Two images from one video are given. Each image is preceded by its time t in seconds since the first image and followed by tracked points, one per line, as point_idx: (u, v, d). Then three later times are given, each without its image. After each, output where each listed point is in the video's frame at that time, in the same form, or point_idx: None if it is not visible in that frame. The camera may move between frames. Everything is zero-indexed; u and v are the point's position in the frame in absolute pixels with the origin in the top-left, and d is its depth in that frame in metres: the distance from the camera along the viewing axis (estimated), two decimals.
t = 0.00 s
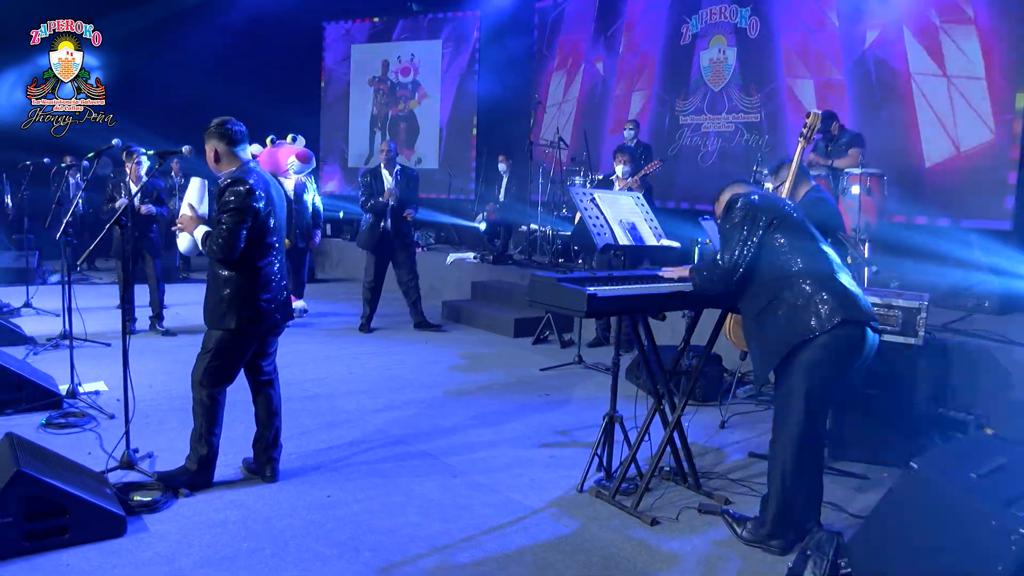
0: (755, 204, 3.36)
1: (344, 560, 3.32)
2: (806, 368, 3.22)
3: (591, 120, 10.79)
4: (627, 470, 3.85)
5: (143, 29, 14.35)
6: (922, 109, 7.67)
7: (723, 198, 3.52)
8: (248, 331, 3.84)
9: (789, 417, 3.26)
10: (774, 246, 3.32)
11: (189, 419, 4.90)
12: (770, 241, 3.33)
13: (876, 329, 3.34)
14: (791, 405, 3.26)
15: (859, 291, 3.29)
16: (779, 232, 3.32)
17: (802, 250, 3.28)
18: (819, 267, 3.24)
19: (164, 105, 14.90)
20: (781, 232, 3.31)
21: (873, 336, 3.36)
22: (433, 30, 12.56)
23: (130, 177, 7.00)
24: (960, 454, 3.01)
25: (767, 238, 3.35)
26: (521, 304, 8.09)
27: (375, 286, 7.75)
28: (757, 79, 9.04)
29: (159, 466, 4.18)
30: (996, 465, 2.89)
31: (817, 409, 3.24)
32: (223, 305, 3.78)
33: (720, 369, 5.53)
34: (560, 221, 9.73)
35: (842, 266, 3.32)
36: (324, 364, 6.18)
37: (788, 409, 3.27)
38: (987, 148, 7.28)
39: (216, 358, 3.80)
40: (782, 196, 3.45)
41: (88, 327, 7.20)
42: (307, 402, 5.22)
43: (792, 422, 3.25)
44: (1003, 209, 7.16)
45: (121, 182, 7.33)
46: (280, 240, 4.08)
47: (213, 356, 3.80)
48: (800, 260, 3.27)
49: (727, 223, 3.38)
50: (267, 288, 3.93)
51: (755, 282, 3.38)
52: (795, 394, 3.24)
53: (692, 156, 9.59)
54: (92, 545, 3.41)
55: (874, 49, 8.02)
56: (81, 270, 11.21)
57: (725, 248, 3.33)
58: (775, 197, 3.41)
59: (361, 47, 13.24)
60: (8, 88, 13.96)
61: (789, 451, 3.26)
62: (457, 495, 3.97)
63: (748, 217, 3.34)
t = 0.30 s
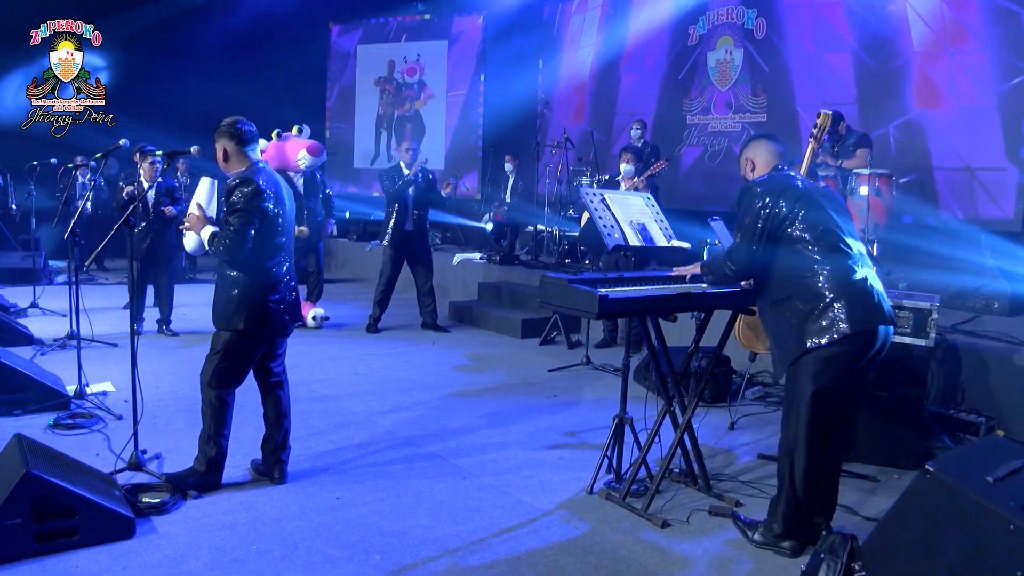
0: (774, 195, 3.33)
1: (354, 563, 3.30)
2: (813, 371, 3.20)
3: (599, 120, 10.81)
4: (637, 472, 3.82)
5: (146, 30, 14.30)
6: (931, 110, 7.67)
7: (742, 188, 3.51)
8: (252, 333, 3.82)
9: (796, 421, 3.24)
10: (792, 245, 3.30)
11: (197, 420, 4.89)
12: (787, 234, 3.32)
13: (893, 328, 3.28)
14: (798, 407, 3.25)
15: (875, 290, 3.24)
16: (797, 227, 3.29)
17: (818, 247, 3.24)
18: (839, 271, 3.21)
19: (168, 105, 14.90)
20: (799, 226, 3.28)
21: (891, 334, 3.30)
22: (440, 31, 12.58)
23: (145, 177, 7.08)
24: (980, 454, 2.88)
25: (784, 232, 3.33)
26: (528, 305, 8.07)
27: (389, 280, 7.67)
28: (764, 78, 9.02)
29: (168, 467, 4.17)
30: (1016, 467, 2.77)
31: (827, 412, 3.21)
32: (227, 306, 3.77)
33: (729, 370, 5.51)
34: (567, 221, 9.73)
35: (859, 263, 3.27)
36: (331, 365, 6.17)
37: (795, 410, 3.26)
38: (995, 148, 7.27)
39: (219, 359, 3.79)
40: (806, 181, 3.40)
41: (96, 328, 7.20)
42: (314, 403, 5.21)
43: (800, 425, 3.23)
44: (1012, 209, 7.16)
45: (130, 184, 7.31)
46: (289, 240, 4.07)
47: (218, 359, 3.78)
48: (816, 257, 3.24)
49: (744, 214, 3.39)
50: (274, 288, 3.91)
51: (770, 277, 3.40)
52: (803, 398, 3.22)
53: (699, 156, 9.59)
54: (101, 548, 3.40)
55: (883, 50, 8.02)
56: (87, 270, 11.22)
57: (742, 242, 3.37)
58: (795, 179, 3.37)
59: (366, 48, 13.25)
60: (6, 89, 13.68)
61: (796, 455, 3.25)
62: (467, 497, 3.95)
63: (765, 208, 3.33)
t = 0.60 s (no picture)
0: (793, 199, 3.33)
1: (364, 564, 3.27)
2: (841, 372, 3.20)
3: (604, 118, 10.80)
4: (648, 472, 3.80)
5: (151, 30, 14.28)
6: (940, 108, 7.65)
7: (756, 191, 3.49)
8: (265, 332, 3.81)
9: (823, 422, 3.22)
10: (814, 248, 3.29)
11: (205, 420, 4.87)
12: (807, 238, 3.31)
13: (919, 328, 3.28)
14: (825, 408, 3.24)
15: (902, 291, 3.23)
16: (817, 230, 3.29)
17: (841, 250, 3.24)
18: (861, 272, 3.20)
19: (173, 105, 14.90)
20: (819, 229, 3.28)
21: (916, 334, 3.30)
22: (446, 31, 12.59)
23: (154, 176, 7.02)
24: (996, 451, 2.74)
25: (804, 236, 3.32)
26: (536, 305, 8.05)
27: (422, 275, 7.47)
28: (772, 77, 9.04)
29: (176, 467, 4.15)
30: None
31: (853, 414, 3.20)
32: (240, 305, 3.75)
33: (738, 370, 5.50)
34: (574, 220, 9.72)
35: (883, 264, 3.27)
36: (338, 365, 6.16)
37: (821, 413, 3.24)
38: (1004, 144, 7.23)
39: (232, 358, 3.77)
40: (823, 184, 3.40)
41: (102, 327, 7.19)
42: (322, 403, 5.19)
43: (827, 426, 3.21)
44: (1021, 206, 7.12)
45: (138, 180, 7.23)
46: (298, 240, 4.05)
47: (229, 357, 3.77)
48: (840, 260, 3.24)
49: (762, 219, 3.38)
50: (284, 287, 3.90)
51: (789, 280, 3.38)
52: (831, 398, 3.21)
53: (706, 155, 9.59)
54: (110, 548, 3.38)
55: (892, 47, 7.99)
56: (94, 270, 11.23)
57: (761, 245, 3.34)
58: (811, 183, 3.37)
59: (372, 47, 13.24)
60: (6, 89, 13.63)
61: (821, 457, 3.23)
62: (477, 498, 3.94)
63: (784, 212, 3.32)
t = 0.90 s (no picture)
0: (806, 198, 3.31)
1: (375, 563, 3.26)
2: (857, 371, 3.17)
3: (612, 116, 10.79)
4: (659, 472, 3.77)
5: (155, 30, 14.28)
6: (949, 106, 7.66)
7: (768, 190, 3.48)
8: (274, 330, 3.79)
9: (838, 421, 3.20)
10: (828, 247, 3.28)
11: (213, 420, 4.85)
12: (821, 237, 3.30)
13: (936, 326, 3.25)
14: (840, 407, 3.21)
15: (918, 290, 3.21)
16: (831, 229, 3.28)
17: (856, 249, 3.22)
18: (876, 271, 3.19)
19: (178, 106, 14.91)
20: (833, 228, 3.27)
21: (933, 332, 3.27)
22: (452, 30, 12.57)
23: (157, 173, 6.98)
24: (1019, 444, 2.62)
25: (818, 235, 3.31)
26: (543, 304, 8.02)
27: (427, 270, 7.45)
28: (780, 76, 9.02)
29: (184, 466, 4.13)
30: None
31: (870, 414, 3.17)
32: (249, 303, 3.73)
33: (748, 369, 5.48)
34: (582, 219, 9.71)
35: (899, 262, 3.25)
36: (345, 364, 6.14)
37: (837, 414, 3.22)
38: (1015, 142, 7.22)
39: (242, 357, 3.75)
40: (836, 183, 3.39)
41: (109, 326, 7.18)
42: (330, 402, 5.18)
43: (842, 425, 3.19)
44: None
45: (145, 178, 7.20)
46: (307, 238, 4.03)
47: (239, 356, 3.75)
48: (855, 259, 3.22)
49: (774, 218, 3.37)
50: (293, 285, 3.88)
51: (803, 279, 3.36)
52: (847, 398, 3.19)
53: (712, 154, 9.61)
54: (119, 548, 3.35)
55: (900, 45, 8.00)
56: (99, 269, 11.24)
57: (774, 245, 3.33)
58: (825, 182, 3.35)
59: (378, 46, 13.24)
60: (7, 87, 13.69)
61: (836, 456, 3.21)
62: (487, 496, 3.92)
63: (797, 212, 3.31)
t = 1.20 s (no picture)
0: (817, 196, 3.29)
1: (385, 562, 3.23)
2: (869, 370, 3.14)
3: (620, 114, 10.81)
4: (669, 471, 3.75)
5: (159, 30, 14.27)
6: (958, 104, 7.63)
7: (780, 190, 3.48)
8: (281, 329, 3.77)
9: (850, 421, 3.17)
10: (840, 246, 3.25)
11: (221, 419, 4.84)
12: (833, 235, 3.27)
13: (951, 324, 3.21)
14: (852, 407, 3.18)
15: (931, 287, 3.18)
16: (843, 227, 3.25)
17: (868, 246, 3.19)
18: (889, 268, 3.15)
19: (183, 106, 14.93)
20: (845, 226, 3.24)
21: (948, 331, 3.23)
22: (457, 29, 12.56)
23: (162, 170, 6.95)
24: None
25: (829, 233, 3.28)
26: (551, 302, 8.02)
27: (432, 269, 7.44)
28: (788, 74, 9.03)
29: (193, 465, 4.11)
30: None
31: (882, 413, 3.15)
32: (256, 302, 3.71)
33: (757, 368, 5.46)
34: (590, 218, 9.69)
35: (911, 260, 3.22)
36: (352, 363, 6.12)
37: (848, 413, 3.19)
38: None
39: (249, 355, 3.73)
40: (848, 182, 3.36)
41: (116, 325, 7.18)
42: (338, 401, 5.16)
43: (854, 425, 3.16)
44: None
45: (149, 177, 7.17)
46: (316, 236, 4.01)
47: (246, 355, 3.73)
48: (866, 257, 3.19)
49: (785, 217, 3.35)
50: (301, 283, 3.86)
51: (815, 278, 3.33)
52: (859, 397, 3.16)
53: (719, 153, 9.60)
54: (127, 547, 3.33)
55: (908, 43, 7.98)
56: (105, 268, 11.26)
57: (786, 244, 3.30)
58: (836, 181, 3.34)
59: (383, 45, 13.21)
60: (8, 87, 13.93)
61: (848, 456, 3.18)
62: (497, 495, 3.90)
63: (808, 211, 3.29)
